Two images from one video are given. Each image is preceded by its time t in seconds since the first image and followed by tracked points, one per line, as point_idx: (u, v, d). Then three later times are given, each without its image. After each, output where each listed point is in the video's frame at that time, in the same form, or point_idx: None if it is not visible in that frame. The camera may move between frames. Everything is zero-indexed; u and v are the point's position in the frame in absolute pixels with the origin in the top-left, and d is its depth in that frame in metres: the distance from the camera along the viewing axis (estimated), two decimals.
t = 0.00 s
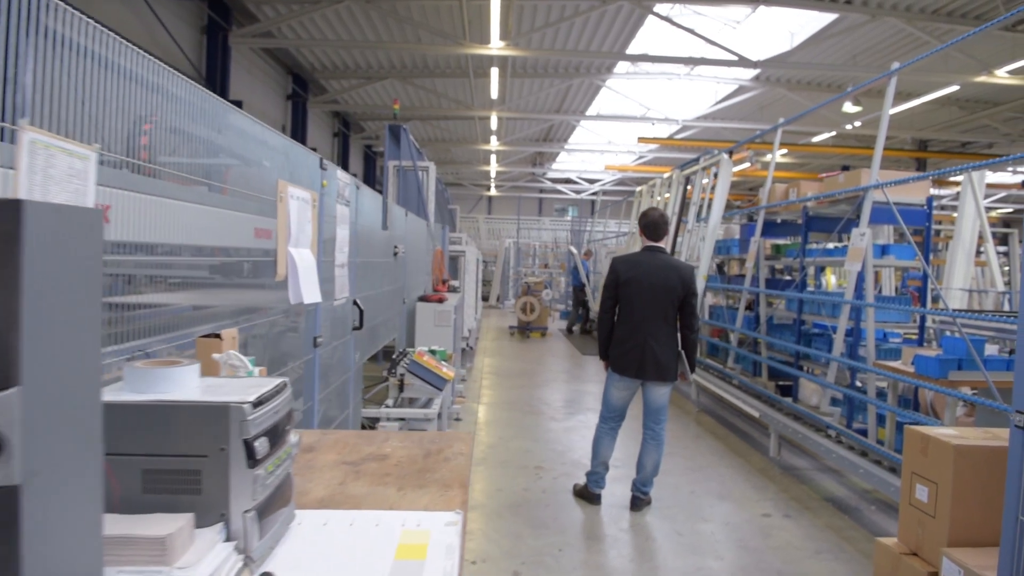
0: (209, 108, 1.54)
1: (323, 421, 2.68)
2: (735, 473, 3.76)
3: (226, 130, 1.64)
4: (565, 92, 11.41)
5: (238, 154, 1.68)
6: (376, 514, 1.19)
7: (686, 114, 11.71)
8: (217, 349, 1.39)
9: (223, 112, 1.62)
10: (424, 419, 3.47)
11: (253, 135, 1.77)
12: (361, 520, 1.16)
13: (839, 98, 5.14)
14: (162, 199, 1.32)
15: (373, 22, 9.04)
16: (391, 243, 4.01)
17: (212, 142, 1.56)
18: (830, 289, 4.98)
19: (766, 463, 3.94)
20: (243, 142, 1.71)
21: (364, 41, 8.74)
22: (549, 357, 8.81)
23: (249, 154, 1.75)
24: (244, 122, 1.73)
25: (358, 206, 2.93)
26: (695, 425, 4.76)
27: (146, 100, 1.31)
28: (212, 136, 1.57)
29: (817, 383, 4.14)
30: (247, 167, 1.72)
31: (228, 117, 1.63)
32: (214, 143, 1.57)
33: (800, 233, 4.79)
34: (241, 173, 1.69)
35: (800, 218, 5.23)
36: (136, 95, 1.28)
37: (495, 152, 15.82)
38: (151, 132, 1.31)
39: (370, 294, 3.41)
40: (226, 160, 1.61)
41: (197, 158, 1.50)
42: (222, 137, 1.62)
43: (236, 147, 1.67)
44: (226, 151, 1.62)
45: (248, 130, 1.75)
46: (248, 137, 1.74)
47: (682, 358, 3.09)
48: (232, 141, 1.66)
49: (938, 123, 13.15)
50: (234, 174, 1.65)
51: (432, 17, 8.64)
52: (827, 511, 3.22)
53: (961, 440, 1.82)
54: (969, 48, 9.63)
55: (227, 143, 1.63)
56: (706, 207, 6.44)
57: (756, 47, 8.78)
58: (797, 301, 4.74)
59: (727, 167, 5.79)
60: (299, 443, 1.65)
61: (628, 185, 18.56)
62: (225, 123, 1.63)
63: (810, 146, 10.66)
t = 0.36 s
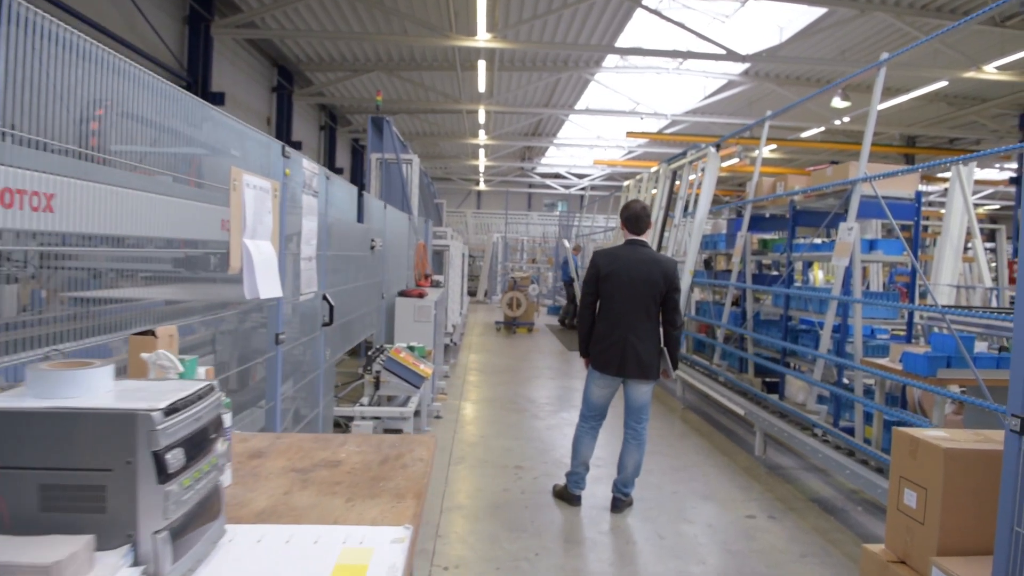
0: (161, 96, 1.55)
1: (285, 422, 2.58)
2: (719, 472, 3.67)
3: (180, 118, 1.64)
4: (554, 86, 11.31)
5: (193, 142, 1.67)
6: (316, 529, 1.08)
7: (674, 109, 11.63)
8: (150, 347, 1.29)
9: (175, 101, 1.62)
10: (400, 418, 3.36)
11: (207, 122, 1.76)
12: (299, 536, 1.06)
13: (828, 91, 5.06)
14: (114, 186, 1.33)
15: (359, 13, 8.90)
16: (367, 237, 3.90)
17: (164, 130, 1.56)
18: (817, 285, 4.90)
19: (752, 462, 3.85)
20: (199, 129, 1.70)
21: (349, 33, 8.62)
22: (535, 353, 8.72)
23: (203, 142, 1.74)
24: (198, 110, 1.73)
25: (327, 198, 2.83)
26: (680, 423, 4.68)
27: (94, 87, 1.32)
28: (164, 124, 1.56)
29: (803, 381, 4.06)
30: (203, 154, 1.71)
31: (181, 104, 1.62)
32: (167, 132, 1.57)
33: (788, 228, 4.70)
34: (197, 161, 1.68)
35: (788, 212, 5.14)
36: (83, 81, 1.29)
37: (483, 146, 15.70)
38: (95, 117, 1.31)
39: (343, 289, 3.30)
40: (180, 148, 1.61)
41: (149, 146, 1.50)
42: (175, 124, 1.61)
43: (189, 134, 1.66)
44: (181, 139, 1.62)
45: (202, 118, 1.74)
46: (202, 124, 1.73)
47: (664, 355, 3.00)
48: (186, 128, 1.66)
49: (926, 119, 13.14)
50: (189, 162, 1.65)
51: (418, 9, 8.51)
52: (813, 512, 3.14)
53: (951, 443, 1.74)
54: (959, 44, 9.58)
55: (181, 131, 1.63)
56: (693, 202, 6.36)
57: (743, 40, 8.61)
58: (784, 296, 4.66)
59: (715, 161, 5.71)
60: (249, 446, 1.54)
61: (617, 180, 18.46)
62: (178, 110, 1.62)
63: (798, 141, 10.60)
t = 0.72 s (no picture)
0: (124, 83, 1.47)
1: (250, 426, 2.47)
2: (706, 476, 3.57)
3: (144, 106, 1.57)
4: (546, 82, 11.20)
5: (158, 131, 1.60)
6: (248, 555, 0.97)
7: (667, 107, 11.54)
8: (75, 349, 1.18)
9: (140, 88, 1.55)
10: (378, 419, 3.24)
11: (174, 110, 1.69)
12: (228, 562, 0.95)
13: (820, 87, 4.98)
14: (63, 177, 1.27)
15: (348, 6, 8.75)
16: (346, 232, 3.79)
17: (128, 119, 1.49)
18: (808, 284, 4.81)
19: (740, 466, 3.75)
20: (164, 120, 1.63)
21: (339, 26, 8.49)
22: (524, 351, 8.62)
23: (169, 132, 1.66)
24: (165, 101, 1.65)
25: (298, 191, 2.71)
26: (668, 425, 4.58)
27: (47, 73, 1.25)
28: (127, 112, 1.49)
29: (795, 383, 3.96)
30: (168, 145, 1.65)
31: (147, 92, 1.55)
32: (130, 120, 1.50)
33: (779, 226, 4.61)
34: (160, 152, 1.61)
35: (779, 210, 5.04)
36: (34, 65, 1.21)
37: (475, 142, 15.57)
38: (49, 105, 1.24)
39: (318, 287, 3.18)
40: (143, 137, 1.54)
41: (110, 138, 1.43)
42: (138, 113, 1.55)
43: (154, 123, 1.59)
44: (144, 129, 1.55)
45: (168, 105, 1.66)
46: (170, 114, 1.66)
47: (650, 356, 2.90)
48: (152, 117, 1.59)
49: (919, 119, 13.09)
50: (153, 152, 1.58)
51: (409, 2, 8.37)
52: (802, 520, 3.04)
53: (948, 454, 1.64)
54: (953, 44, 9.52)
55: (147, 119, 1.56)
56: (684, 199, 6.27)
57: (738, 38, 8.57)
58: (774, 296, 4.56)
59: (706, 158, 5.61)
60: (195, 456, 1.42)
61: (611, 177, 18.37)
62: (140, 99, 1.54)
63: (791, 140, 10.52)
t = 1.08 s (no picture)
0: (73, 64, 1.39)
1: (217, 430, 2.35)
2: (697, 483, 3.46)
3: (98, 90, 1.48)
4: (543, 79, 11.08)
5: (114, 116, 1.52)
6: None
7: (665, 105, 11.44)
8: None
9: (91, 70, 1.46)
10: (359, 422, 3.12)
11: (130, 95, 1.60)
12: None
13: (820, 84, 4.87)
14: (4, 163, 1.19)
15: None
16: (329, 228, 3.67)
17: (78, 101, 1.41)
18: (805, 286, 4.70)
19: (733, 472, 3.64)
20: (120, 104, 1.54)
21: (333, 18, 8.36)
22: (516, 350, 8.51)
23: (126, 117, 1.57)
24: (121, 85, 1.56)
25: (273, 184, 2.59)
26: (660, 429, 4.47)
27: None
28: (77, 94, 1.41)
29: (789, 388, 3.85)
30: (125, 131, 1.56)
31: (98, 75, 1.47)
32: (82, 104, 1.42)
33: (776, 226, 4.50)
34: (116, 138, 1.53)
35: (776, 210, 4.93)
36: None
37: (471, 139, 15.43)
38: None
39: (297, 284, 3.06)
40: (97, 122, 1.46)
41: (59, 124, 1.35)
42: (91, 96, 1.46)
43: (110, 107, 1.51)
44: (97, 114, 1.47)
45: (124, 89, 1.57)
46: (127, 98, 1.58)
47: (639, 359, 2.79)
48: (106, 101, 1.50)
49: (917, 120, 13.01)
50: (109, 138, 1.50)
51: None
52: (797, 531, 2.93)
53: (955, 472, 1.53)
54: (953, 45, 9.43)
55: (99, 103, 1.47)
56: (679, 199, 6.16)
57: (736, 35, 8.47)
58: (770, 298, 4.45)
59: (702, 156, 5.51)
60: (138, 468, 1.30)
61: (607, 176, 18.25)
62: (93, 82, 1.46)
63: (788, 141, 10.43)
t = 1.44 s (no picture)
0: (17, 42, 1.25)
1: (189, 434, 2.23)
2: (695, 486, 3.34)
3: (44, 68, 1.34)
4: (539, 73, 10.95)
5: (60, 97, 1.38)
6: None
7: (662, 99, 11.32)
8: None
9: (37, 48, 1.32)
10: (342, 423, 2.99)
11: (83, 75, 1.46)
12: None
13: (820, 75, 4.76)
14: None
15: None
16: (312, 222, 3.56)
17: (20, 81, 1.27)
18: (805, 282, 4.59)
19: (732, 474, 3.52)
20: (66, 85, 1.40)
21: (325, 11, 8.21)
22: (511, 347, 8.40)
23: (77, 99, 1.44)
24: (73, 64, 1.42)
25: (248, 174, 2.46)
26: (657, 428, 4.35)
27: None
28: (20, 72, 1.27)
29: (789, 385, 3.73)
30: (74, 114, 1.42)
31: (43, 53, 1.32)
32: (25, 85, 1.28)
33: (775, 220, 4.37)
34: (65, 122, 1.39)
35: (775, 203, 4.81)
36: None
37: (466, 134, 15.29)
38: None
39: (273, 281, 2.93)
40: (42, 104, 1.32)
41: None
42: (36, 76, 1.32)
43: (56, 87, 1.37)
44: (43, 97, 1.33)
45: (76, 69, 1.43)
46: (78, 79, 1.44)
47: (635, 358, 2.67)
48: (52, 82, 1.36)
49: (916, 115, 12.89)
50: (56, 122, 1.36)
51: None
52: (799, 535, 2.82)
53: (974, 482, 1.42)
54: (953, 38, 9.29)
55: (44, 84, 1.33)
56: (677, 193, 6.05)
57: (734, 28, 8.29)
58: (770, 294, 4.34)
59: (699, 149, 5.40)
60: (79, 483, 1.18)
61: (604, 171, 18.13)
62: (39, 60, 1.32)
63: (786, 135, 10.31)
